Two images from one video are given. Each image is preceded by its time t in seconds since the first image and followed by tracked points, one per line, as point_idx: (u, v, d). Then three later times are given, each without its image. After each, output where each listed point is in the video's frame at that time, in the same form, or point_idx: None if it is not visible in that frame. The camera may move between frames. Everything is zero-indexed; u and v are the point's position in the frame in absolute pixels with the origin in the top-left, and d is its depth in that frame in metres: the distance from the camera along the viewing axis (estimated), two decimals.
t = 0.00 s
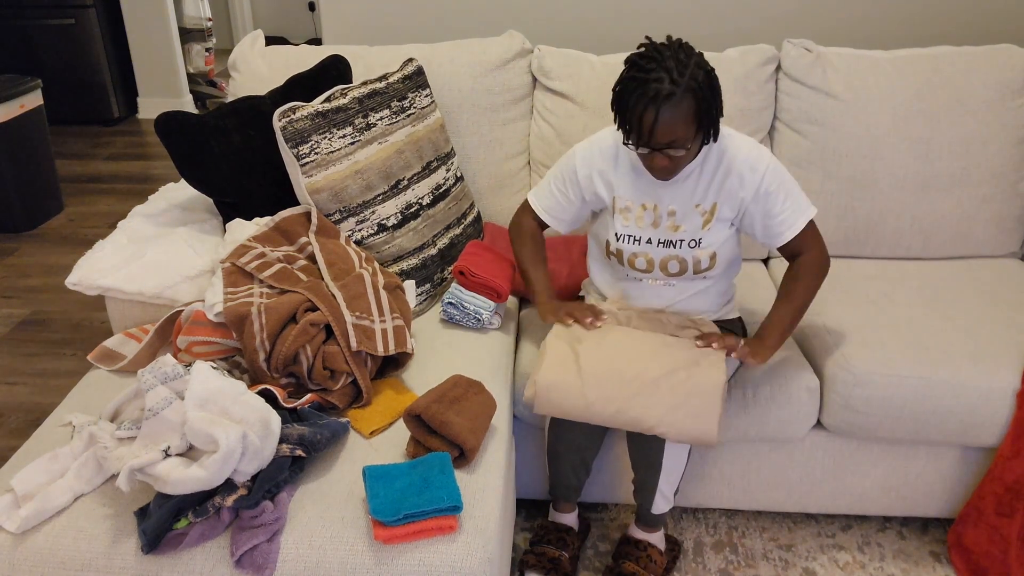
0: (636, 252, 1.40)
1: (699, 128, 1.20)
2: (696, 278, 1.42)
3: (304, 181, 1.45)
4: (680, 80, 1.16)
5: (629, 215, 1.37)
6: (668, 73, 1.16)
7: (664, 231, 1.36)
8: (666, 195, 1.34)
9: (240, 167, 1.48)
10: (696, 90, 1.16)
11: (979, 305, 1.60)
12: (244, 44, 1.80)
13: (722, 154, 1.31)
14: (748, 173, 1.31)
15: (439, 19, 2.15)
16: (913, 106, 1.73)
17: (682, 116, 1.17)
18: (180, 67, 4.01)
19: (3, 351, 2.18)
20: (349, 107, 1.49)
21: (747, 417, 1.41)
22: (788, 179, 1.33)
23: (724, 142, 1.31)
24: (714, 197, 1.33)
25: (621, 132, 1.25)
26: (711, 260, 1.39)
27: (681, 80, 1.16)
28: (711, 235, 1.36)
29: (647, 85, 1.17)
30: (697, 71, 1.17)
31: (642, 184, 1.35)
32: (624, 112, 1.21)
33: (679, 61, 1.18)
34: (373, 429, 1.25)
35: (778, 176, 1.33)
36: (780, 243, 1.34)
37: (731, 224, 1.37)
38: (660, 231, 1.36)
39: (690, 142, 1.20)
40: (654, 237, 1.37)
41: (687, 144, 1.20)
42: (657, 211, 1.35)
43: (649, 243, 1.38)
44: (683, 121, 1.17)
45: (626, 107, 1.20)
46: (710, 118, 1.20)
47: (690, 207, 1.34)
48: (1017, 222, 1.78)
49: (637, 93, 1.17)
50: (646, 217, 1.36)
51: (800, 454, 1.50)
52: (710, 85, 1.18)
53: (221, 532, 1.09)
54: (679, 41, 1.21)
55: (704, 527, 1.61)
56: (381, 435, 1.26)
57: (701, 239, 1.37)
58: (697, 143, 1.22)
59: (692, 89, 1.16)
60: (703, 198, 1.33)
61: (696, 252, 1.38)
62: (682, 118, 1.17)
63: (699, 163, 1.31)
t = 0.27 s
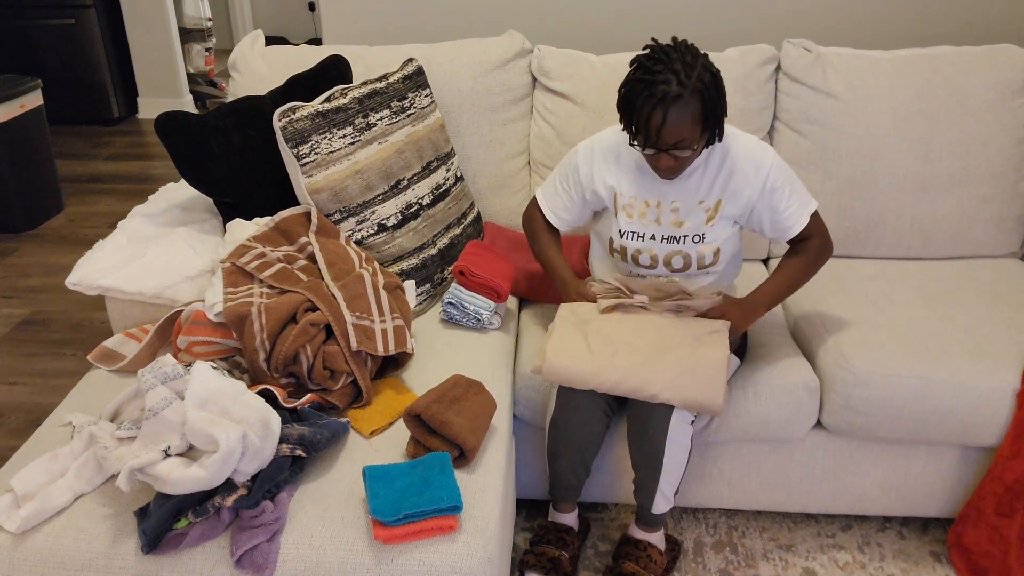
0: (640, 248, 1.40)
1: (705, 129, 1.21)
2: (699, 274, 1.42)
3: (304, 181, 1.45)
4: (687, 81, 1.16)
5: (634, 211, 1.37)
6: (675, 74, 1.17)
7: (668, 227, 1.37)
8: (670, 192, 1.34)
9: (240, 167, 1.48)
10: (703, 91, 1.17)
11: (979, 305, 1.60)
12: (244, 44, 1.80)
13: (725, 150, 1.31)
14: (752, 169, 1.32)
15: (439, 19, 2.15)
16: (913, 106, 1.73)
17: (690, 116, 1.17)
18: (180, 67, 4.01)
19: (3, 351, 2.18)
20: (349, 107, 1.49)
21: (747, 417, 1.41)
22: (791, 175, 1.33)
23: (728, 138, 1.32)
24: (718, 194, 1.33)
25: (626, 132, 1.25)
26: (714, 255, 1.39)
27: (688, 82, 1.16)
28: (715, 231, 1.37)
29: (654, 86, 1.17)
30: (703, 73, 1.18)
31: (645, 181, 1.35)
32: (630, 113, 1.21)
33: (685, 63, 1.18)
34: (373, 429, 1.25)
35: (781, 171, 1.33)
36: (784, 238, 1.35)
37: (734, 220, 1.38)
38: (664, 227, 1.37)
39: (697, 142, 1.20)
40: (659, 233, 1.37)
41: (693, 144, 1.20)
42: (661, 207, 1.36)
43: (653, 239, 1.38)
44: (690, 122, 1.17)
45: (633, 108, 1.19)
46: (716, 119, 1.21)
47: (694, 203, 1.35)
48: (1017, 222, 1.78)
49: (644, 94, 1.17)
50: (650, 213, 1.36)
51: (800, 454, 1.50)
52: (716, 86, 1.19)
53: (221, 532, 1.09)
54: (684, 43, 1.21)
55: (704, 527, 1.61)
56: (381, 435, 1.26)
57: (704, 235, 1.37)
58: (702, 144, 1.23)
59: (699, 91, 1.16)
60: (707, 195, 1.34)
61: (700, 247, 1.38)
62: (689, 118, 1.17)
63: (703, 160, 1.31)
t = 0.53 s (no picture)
0: (638, 245, 1.40)
1: (702, 124, 1.21)
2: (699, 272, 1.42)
3: (304, 181, 1.45)
4: (684, 76, 1.16)
5: (632, 209, 1.37)
6: (672, 69, 1.17)
7: (667, 224, 1.37)
8: (667, 189, 1.34)
9: (240, 167, 1.48)
10: (699, 85, 1.17)
11: (978, 305, 1.60)
12: (244, 44, 1.80)
13: (722, 147, 1.31)
14: (748, 166, 1.31)
15: (439, 19, 2.15)
16: (913, 106, 1.73)
17: (686, 111, 1.17)
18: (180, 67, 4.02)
19: (4, 351, 2.18)
20: (348, 107, 1.49)
21: (747, 417, 1.41)
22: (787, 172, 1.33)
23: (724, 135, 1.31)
24: (715, 191, 1.33)
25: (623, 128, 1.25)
26: (713, 252, 1.39)
27: (685, 77, 1.16)
28: (713, 228, 1.37)
29: (651, 81, 1.17)
30: (700, 67, 1.18)
31: (643, 179, 1.35)
32: (627, 108, 1.21)
33: (683, 57, 1.18)
34: (373, 429, 1.26)
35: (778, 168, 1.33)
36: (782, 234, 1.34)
37: (732, 218, 1.37)
38: (662, 225, 1.37)
39: (693, 137, 1.20)
40: (657, 231, 1.38)
41: (690, 139, 1.20)
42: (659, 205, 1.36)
43: (652, 237, 1.38)
44: (687, 117, 1.17)
45: (630, 102, 1.19)
46: (713, 114, 1.21)
47: (692, 200, 1.35)
48: (1017, 222, 1.78)
49: (641, 89, 1.17)
50: (648, 211, 1.37)
51: (800, 454, 1.50)
52: (713, 81, 1.19)
53: (221, 532, 1.09)
54: (681, 38, 1.21)
55: (704, 527, 1.61)
56: (381, 435, 1.26)
57: (703, 233, 1.37)
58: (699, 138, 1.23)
59: (696, 85, 1.16)
60: (704, 192, 1.34)
61: (698, 245, 1.38)
62: (686, 113, 1.17)
63: (700, 157, 1.31)
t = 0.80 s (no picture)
0: (636, 246, 1.40)
1: (697, 123, 1.20)
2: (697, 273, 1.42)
3: (304, 181, 1.45)
4: (679, 74, 1.16)
5: (629, 209, 1.38)
6: (667, 67, 1.17)
7: (664, 224, 1.37)
8: (664, 188, 1.35)
9: (240, 167, 1.48)
10: (694, 84, 1.17)
11: (978, 305, 1.60)
12: (244, 44, 1.80)
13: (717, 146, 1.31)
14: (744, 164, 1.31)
15: (439, 19, 2.15)
16: (913, 106, 1.73)
17: (681, 109, 1.17)
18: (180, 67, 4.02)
19: (3, 351, 2.18)
20: (348, 107, 1.49)
21: (747, 417, 1.41)
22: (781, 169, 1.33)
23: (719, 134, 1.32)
24: (711, 190, 1.33)
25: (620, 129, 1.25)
26: (710, 252, 1.39)
27: (680, 75, 1.16)
28: (711, 228, 1.36)
29: (646, 79, 1.17)
30: (696, 66, 1.18)
31: (639, 179, 1.35)
32: (623, 107, 1.21)
33: (678, 57, 1.18)
34: (373, 429, 1.25)
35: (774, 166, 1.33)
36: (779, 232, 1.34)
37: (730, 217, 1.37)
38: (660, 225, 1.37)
39: (689, 136, 1.20)
40: (654, 231, 1.38)
41: (686, 138, 1.20)
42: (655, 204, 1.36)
43: (649, 237, 1.38)
44: (683, 115, 1.17)
45: (626, 101, 1.20)
46: (708, 113, 1.21)
47: (689, 200, 1.35)
48: (1017, 222, 1.78)
49: (636, 88, 1.18)
50: (645, 211, 1.37)
51: (800, 454, 1.50)
52: (709, 80, 1.19)
53: (221, 532, 1.09)
54: (677, 40, 1.22)
55: (704, 527, 1.61)
56: (381, 435, 1.26)
57: (700, 232, 1.37)
58: (694, 138, 1.23)
59: (691, 84, 1.16)
60: (701, 191, 1.34)
61: (696, 245, 1.38)
62: (682, 111, 1.17)
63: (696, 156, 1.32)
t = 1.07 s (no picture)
0: (636, 251, 1.40)
1: (697, 125, 1.21)
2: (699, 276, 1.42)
3: (304, 181, 1.45)
4: (677, 77, 1.16)
5: (628, 216, 1.38)
6: (665, 71, 1.17)
7: (664, 229, 1.37)
8: (663, 193, 1.35)
9: (240, 167, 1.48)
10: (693, 86, 1.17)
11: (978, 305, 1.60)
12: (244, 44, 1.80)
13: (714, 148, 1.31)
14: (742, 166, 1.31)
15: (439, 19, 2.15)
16: (913, 106, 1.73)
17: (682, 112, 1.17)
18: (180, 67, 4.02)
19: (3, 351, 2.18)
20: (348, 107, 1.49)
21: (747, 417, 1.41)
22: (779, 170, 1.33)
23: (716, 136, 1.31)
24: (710, 193, 1.33)
25: (618, 136, 1.25)
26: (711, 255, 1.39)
27: (678, 78, 1.16)
28: (711, 231, 1.37)
29: (645, 84, 1.17)
30: (692, 68, 1.18)
31: (639, 184, 1.35)
32: (621, 113, 1.21)
33: (674, 60, 1.18)
34: (373, 429, 1.25)
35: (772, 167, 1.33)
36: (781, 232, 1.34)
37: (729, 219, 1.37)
38: (659, 230, 1.37)
39: (690, 139, 1.20)
40: (654, 236, 1.38)
41: (687, 140, 1.20)
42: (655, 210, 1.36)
43: (650, 242, 1.38)
44: (682, 119, 1.17)
45: (624, 107, 1.19)
46: (707, 114, 1.21)
47: (688, 203, 1.35)
48: (1017, 222, 1.78)
49: (635, 93, 1.17)
50: (645, 217, 1.37)
51: (799, 454, 1.50)
52: (706, 81, 1.19)
53: (221, 532, 1.09)
54: (670, 42, 1.22)
55: (704, 527, 1.61)
56: (381, 435, 1.26)
57: (700, 235, 1.37)
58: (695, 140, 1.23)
59: (690, 86, 1.17)
60: (700, 194, 1.34)
61: (697, 248, 1.38)
62: (681, 115, 1.17)
63: (694, 159, 1.32)
